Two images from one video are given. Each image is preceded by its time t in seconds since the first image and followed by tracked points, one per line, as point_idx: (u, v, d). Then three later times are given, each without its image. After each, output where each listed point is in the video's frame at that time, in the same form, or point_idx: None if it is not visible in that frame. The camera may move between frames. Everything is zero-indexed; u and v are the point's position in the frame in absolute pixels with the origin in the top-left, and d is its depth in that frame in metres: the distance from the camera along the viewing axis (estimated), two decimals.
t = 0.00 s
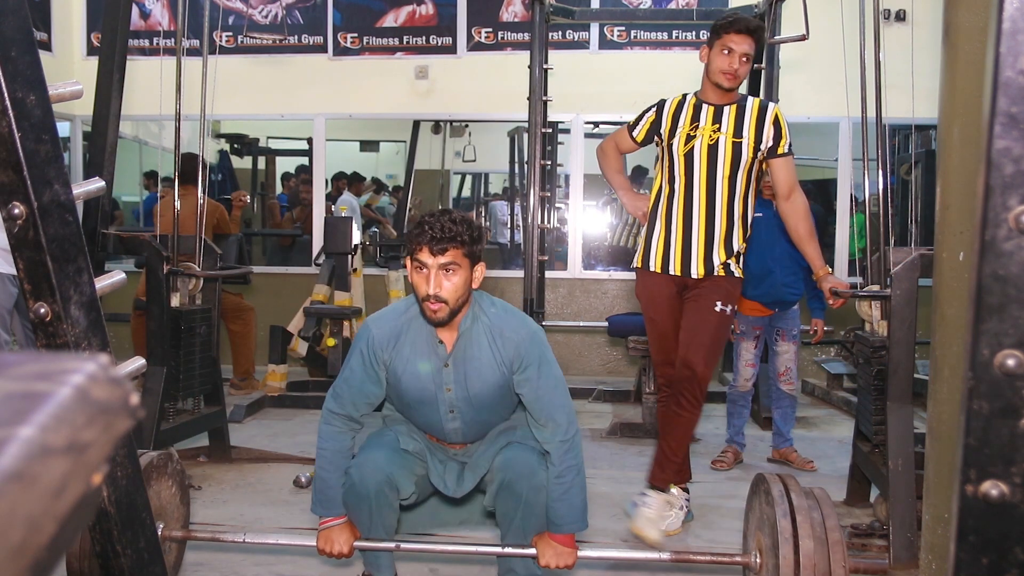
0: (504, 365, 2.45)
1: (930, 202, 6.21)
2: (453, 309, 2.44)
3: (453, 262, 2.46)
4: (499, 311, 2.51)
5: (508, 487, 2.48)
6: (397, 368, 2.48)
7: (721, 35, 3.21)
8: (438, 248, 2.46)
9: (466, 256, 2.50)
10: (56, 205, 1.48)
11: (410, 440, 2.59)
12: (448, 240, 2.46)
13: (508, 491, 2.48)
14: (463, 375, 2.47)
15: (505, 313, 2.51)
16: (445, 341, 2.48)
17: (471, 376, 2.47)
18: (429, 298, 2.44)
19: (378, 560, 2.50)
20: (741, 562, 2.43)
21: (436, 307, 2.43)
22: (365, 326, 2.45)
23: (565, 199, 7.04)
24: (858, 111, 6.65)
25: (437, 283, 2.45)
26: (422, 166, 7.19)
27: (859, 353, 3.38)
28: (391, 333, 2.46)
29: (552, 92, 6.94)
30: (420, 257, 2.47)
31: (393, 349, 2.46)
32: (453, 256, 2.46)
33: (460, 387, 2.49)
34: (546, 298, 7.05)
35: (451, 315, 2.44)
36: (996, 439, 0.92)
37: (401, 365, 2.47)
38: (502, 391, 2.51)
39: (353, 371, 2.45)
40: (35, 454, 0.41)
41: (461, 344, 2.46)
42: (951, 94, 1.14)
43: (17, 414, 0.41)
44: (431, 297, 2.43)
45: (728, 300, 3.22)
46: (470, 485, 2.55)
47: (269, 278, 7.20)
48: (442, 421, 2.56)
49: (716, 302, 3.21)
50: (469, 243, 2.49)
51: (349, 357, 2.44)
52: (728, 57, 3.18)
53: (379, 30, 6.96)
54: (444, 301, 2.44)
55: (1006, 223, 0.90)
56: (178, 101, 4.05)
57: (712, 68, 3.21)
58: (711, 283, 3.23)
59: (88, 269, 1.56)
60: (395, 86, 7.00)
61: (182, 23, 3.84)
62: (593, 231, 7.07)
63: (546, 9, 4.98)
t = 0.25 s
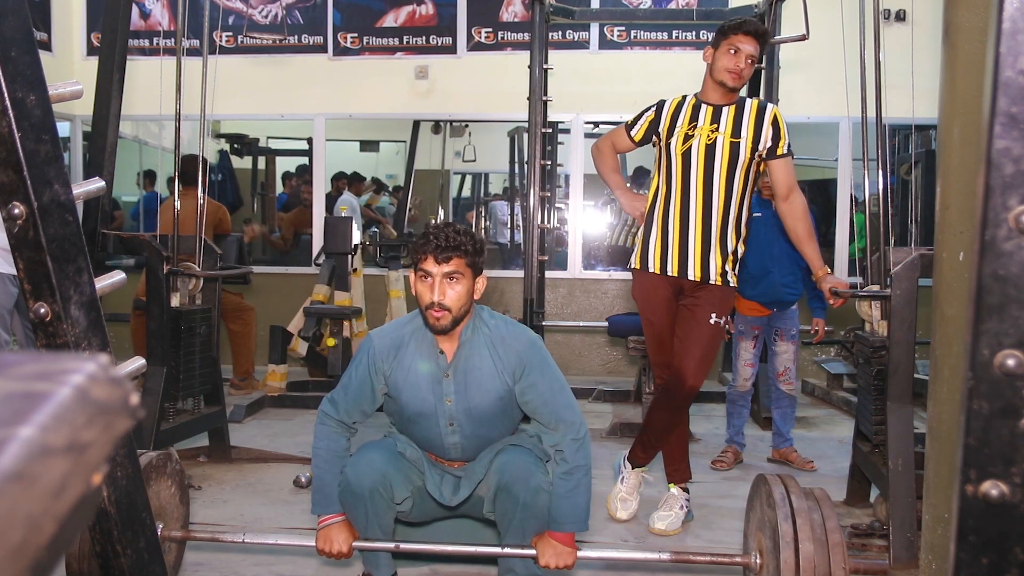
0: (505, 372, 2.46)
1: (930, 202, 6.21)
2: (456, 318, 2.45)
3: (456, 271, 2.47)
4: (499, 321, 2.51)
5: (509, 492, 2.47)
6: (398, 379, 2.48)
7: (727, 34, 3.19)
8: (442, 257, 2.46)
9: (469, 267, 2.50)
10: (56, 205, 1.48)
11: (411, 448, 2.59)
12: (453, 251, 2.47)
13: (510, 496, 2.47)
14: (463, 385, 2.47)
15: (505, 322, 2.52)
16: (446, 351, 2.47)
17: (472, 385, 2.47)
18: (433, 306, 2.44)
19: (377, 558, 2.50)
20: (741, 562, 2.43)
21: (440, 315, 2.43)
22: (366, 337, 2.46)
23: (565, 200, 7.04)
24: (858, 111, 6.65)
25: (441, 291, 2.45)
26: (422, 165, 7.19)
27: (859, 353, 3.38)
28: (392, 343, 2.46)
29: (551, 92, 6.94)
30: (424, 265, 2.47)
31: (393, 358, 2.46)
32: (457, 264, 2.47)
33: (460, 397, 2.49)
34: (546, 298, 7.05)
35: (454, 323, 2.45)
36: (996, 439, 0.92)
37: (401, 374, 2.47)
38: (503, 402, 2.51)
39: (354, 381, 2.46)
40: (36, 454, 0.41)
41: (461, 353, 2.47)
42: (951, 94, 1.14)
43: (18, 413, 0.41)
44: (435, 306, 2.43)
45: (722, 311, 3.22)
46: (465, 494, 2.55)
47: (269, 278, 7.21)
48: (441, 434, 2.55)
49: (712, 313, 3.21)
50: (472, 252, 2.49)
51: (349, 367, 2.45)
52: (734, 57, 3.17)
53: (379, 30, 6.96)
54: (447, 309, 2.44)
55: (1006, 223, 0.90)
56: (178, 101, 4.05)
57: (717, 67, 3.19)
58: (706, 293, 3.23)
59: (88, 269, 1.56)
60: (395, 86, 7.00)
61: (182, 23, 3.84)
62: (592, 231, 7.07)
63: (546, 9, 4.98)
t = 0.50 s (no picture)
0: (504, 362, 2.45)
1: (930, 202, 6.21)
2: (457, 301, 2.46)
3: (458, 254, 2.49)
4: (499, 310, 2.51)
5: (509, 485, 2.48)
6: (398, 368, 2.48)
7: (722, 33, 3.21)
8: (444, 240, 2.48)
9: (470, 250, 2.52)
10: (56, 205, 1.48)
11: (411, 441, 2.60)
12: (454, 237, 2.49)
13: (509, 491, 2.48)
14: (462, 374, 2.47)
15: (505, 312, 2.51)
16: (446, 339, 2.48)
17: (471, 375, 2.47)
18: (434, 290, 2.46)
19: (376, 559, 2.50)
20: (741, 563, 2.43)
21: (440, 299, 2.45)
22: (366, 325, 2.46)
23: (565, 200, 7.04)
24: (858, 111, 6.64)
25: (442, 275, 2.47)
26: (422, 165, 7.19)
27: (859, 353, 3.38)
28: (392, 332, 2.46)
29: (551, 92, 6.94)
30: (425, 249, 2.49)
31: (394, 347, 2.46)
32: (458, 248, 2.49)
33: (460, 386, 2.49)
34: (546, 298, 7.05)
35: (455, 308, 2.46)
36: (996, 439, 0.92)
37: (402, 363, 2.47)
38: (502, 392, 2.50)
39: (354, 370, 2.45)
40: (35, 454, 0.41)
41: (460, 342, 2.47)
42: (951, 94, 1.14)
43: (19, 413, 0.41)
44: (436, 289, 2.45)
45: (728, 310, 3.23)
46: (466, 487, 2.56)
47: (269, 278, 7.20)
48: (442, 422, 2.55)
49: (722, 313, 3.21)
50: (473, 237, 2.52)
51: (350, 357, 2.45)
52: (729, 55, 3.18)
53: (379, 30, 6.96)
54: (448, 293, 2.46)
55: (1005, 223, 0.90)
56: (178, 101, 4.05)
57: (713, 65, 3.21)
58: (712, 293, 3.23)
59: (88, 269, 1.56)
60: (395, 86, 7.00)
61: (182, 23, 3.84)
62: (592, 231, 7.07)
63: (546, 9, 4.98)
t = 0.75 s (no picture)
0: (502, 351, 2.47)
1: (930, 202, 6.21)
2: (460, 293, 2.47)
3: (461, 246, 2.47)
4: (498, 298, 2.51)
5: (503, 477, 2.48)
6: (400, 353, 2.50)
7: (713, 33, 3.19)
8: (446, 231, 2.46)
9: (472, 240, 2.50)
10: (56, 205, 1.48)
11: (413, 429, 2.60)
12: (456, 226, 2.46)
13: (504, 483, 2.48)
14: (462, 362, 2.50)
15: (503, 301, 2.50)
16: (445, 327, 2.49)
17: (471, 361, 2.49)
18: (437, 282, 2.45)
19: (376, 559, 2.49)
20: (742, 563, 2.43)
21: (443, 291, 2.45)
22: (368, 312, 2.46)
23: (565, 200, 7.04)
24: (858, 112, 6.64)
25: (445, 266, 2.46)
26: (422, 165, 7.19)
27: (859, 353, 3.38)
28: (394, 319, 2.47)
29: (551, 92, 6.94)
30: (427, 238, 2.46)
31: (396, 334, 2.47)
32: (461, 240, 2.47)
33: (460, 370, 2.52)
34: (546, 298, 7.06)
35: (457, 299, 2.46)
36: (996, 439, 0.92)
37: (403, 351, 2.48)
38: (500, 376, 2.54)
39: (356, 356, 2.46)
40: (36, 454, 0.41)
41: (460, 330, 2.48)
42: (950, 94, 1.14)
43: (19, 414, 0.41)
44: (438, 282, 2.45)
45: (733, 311, 3.22)
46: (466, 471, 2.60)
47: (269, 278, 7.20)
48: (442, 402, 2.60)
49: (728, 313, 3.21)
50: (477, 227, 2.49)
51: (352, 344, 2.45)
52: (724, 55, 3.18)
53: (379, 30, 6.96)
54: (450, 285, 2.46)
55: (1005, 223, 0.90)
56: (178, 101, 4.05)
57: (709, 67, 3.21)
58: (718, 293, 3.23)
59: (88, 269, 1.56)
60: (395, 87, 7.00)
61: (182, 23, 3.84)
62: (592, 231, 7.07)
63: (546, 9, 4.98)
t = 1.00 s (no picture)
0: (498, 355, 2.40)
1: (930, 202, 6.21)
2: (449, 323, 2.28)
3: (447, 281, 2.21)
4: (493, 302, 2.41)
5: (501, 476, 2.49)
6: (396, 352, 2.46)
7: (718, 36, 3.21)
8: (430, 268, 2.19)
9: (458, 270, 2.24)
10: (56, 205, 1.48)
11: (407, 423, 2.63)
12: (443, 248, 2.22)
13: (502, 481, 2.49)
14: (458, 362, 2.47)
15: (498, 304, 2.41)
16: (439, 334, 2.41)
17: (467, 362, 2.46)
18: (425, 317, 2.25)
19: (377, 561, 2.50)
20: (742, 563, 2.43)
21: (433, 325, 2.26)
22: (362, 315, 2.38)
23: (565, 200, 7.04)
24: (858, 111, 6.64)
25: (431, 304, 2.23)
26: (422, 165, 7.19)
27: (859, 353, 3.39)
28: (388, 323, 2.40)
29: (551, 92, 6.94)
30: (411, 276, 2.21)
31: (391, 338, 2.40)
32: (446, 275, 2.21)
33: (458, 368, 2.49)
34: (546, 298, 7.06)
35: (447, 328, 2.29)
36: (996, 439, 0.92)
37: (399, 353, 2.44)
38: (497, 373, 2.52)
39: (351, 361, 2.41)
40: (36, 454, 0.41)
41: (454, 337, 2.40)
42: (951, 94, 1.14)
43: (19, 413, 0.41)
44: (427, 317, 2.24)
45: (735, 312, 3.22)
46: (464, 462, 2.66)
47: (269, 278, 7.20)
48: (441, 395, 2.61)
49: (730, 313, 3.20)
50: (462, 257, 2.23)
51: (346, 348, 2.39)
52: (728, 58, 3.19)
53: (379, 30, 6.96)
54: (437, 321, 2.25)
55: (1005, 223, 0.90)
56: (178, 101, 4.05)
57: (713, 70, 3.22)
58: (721, 294, 3.22)
59: (88, 268, 1.56)
60: (395, 87, 7.00)
61: (182, 23, 3.84)
62: (592, 231, 7.08)
63: (546, 10, 4.98)
